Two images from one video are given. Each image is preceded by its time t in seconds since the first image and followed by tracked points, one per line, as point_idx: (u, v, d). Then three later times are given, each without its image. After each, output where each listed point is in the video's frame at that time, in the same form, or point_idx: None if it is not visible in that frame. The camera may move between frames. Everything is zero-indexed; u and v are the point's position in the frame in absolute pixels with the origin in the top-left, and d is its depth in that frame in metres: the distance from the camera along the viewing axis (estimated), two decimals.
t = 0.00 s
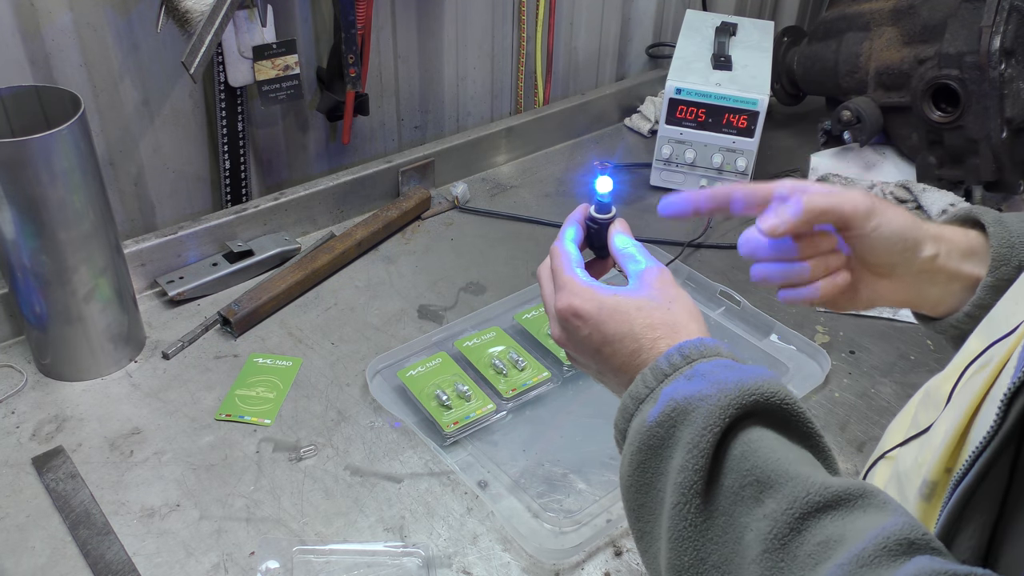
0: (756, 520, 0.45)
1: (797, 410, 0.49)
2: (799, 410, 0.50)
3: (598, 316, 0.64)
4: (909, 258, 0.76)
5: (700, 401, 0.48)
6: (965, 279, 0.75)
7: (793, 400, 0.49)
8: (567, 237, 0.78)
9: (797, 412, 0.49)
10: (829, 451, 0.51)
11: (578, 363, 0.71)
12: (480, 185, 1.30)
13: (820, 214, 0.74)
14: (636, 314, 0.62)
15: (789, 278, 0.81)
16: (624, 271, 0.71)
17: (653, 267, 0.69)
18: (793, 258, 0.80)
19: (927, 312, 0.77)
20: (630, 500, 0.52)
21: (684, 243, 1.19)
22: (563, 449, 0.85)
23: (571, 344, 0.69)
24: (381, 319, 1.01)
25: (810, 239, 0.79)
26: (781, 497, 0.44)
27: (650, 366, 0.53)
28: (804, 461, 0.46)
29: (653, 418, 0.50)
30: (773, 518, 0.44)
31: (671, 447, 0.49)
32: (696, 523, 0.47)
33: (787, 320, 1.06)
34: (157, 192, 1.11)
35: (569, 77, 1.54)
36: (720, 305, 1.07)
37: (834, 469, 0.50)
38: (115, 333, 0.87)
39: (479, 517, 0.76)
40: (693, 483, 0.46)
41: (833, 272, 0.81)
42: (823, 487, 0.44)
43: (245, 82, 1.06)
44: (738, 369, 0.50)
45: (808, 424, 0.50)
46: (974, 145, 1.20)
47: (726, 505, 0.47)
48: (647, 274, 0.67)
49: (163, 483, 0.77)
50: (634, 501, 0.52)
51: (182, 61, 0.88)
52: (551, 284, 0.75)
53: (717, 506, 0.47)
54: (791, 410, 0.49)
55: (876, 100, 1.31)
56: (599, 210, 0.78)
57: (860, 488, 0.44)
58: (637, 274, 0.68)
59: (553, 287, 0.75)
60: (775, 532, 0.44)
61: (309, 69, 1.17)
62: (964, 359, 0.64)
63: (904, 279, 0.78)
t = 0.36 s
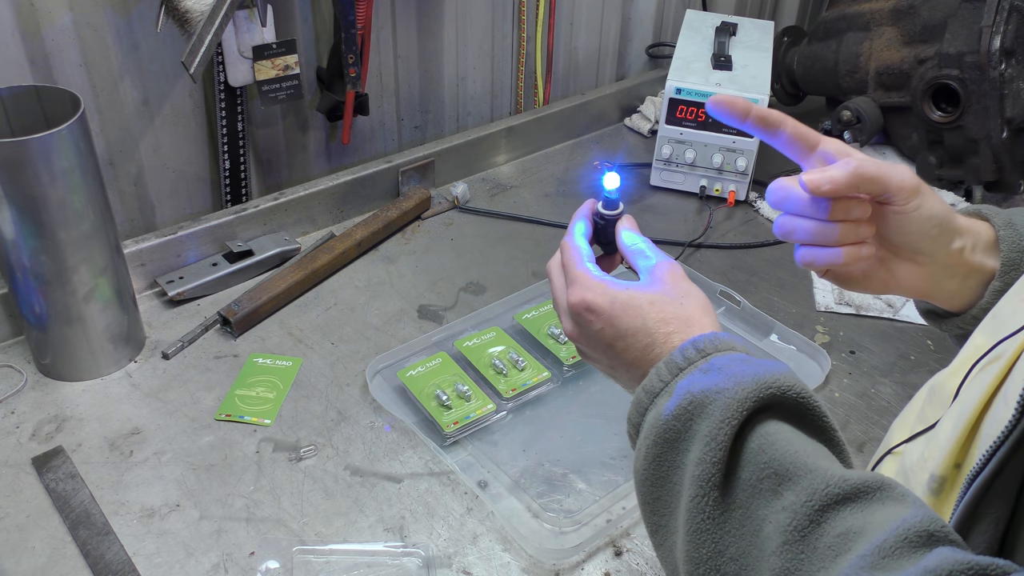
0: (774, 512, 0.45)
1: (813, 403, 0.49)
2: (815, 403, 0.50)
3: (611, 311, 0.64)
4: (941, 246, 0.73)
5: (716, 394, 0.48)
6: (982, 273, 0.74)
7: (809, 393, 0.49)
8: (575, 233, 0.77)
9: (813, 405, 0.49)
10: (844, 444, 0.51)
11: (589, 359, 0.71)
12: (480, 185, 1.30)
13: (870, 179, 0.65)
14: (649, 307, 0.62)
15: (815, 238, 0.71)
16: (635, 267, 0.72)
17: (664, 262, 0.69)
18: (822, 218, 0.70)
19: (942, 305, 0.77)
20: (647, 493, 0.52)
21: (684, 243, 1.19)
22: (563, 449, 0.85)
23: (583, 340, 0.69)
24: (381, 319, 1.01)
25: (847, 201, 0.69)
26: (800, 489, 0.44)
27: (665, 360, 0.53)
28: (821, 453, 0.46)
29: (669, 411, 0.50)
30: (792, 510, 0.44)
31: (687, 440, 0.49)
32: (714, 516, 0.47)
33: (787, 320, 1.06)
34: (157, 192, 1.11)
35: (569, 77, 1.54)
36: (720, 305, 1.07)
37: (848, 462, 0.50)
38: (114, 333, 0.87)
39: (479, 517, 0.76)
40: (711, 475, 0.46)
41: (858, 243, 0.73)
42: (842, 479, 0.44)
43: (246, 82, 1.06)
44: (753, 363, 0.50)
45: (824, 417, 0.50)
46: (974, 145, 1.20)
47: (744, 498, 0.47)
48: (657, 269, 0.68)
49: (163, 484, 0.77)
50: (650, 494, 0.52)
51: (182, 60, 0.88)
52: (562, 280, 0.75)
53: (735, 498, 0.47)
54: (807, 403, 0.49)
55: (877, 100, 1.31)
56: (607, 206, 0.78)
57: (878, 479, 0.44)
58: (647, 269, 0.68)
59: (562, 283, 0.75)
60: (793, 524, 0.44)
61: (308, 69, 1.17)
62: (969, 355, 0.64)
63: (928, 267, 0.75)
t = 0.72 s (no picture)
0: (782, 515, 0.45)
1: (819, 406, 0.50)
2: (821, 406, 0.50)
3: (615, 315, 0.64)
4: (931, 257, 0.76)
5: (723, 397, 0.48)
6: (980, 278, 0.75)
7: (815, 396, 0.49)
8: (578, 238, 0.77)
9: (819, 408, 0.50)
10: (850, 447, 0.51)
11: (593, 363, 0.71)
12: (480, 185, 1.30)
13: (847, 212, 0.72)
14: (654, 311, 0.62)
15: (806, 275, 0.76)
16: (637, 271, 0.71)
17: (665, 266, 0.69)
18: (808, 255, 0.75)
19: (941, 314, 0.79)
20: (654, 495, 0.52)
21: (685, 243, 1.19)
22: (563, 449, 0.85)
23: (587, 344, 0.69)
24: (381, 319, 1.01)
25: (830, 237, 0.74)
26: (808, 492, 0.44)
27: (671, 364, 0.53)
28: (828, 456, 0.46)
29: (676, 414, 0.50)
30: (800, 513, 0.44)
31: (695, 443, 0.49)
32: (721, 519, 0.47)
33: (787, 320, 1.06)
34: (157, 192, 1.11)
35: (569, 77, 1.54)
36: (720, 305, 1.07)
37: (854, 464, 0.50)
38: (114, 333, 0.87)
39: (479, 517, 0.76)
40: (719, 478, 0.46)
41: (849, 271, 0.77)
42: (849, 482, 0.44)
43: (246, 82, 1.06)
44: (759, 366, 0.50)
45: (829, 420, 0.50)
46: (975, 145, 1.20)
47: (752, 501, 0.47)
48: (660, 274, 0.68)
49: (163, 484, 0.77)
50: (658, 497, 0.52)
51: (182, 60, 0.88)
52: (564, 286, 0.75)
53: (743, 502, 0.47)
54: (813, 406, 0.49)
55: (877, 100, 1.31)
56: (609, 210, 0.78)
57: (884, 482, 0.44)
58: (650, 273, 0.68)
59: (564, 289, 0.75)
60: (801, 527, 0.44)
61: (308, 69, 1.17)
62: (975, 355, 0.64)
63: (923, 278, 0.77)
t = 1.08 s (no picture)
0: (774, 518, 0.45)
1: (814, 408, 0.49)
2: (816, 409, 0.49)
3: (611, 317, 0.64)
4: (936, 252, 0.76)
5: (717, 400, 0.48)
6: (987, 276, 0.74)
7: (810, 399, 0.49)
8: (576, 241, 0.77)
9: (814, 411, 0.49)
10: (845, 449, 0.51)
11: (590, 366, 0.71)
12: (480, 185, 1.30)
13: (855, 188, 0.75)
14: (650, 313, 0.63)
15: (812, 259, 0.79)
16: (636, 273, 0.71)
17: (664, 270, 0.69)
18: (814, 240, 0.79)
19: (949, 314, 0.76)
20: (649, 498, 0.52)
21: (685, 243, 1.19)
22: (563, 449, 0.85)
23: (584, 346, 0.69)
24: (381, 319, 1.01)
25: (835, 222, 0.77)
26: (799, 496, 0.44)
27: (667, 365, 0.53)
28: (822, 459, 0.46)
29: (670, 417, 0.50)
30: (792, 517, 0.44)
31: (688, 446, 0.49)
32: (714, 521, 0.47)
33: (787, 320, 1.06)
34: (157, 192, 1.11)
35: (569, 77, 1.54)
36: (720, 305, 1.07)
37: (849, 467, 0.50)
38: (115, 333, 0.87)
39: (479, 517, 0.76)
40: (711, 482, 0.46)
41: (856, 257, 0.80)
42: (841, 486, 0.44)
43: (245, 82, 1.06)
44: (754, 369, 0.50)
45: (825, 423, 0.50)
46: (975, 145, 1.20)
47: (745, 504, 0.47)
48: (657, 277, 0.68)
49: (163, 484, 0.77)
50: (652, 499, 0.52)
51: (182, 60, 0.88)
52: (562, 289, 0.75)
53: (735, 504, 0.47)
54: (808, 409, 0.49)
55: (876, 100, 1.31)
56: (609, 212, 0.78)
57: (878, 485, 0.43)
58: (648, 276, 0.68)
59: (562, 292, 0.75)
60: (793, 531, 0.44)
61: (308, 69, 1.17)
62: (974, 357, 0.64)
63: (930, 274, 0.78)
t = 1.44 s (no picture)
0: (756, 530, 0.45)
1: (806, 421, 0.49)
2: (808, 421, 0.49)
3: (611, 322, 0.64)
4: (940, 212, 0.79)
5: (706, 410, 0.48)
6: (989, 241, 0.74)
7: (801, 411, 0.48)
8: (582, 245, 0.77)
9: (805, 423, 0.49)
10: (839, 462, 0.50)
11: (590, 369, 0.71)
12: (480, 185, 1.30)
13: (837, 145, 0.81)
14: (649, 319, 0.63)
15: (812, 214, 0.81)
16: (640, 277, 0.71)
17: (667, 275, 0.68)
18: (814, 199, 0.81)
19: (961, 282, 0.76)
20: (639, 504, 0.52)
21: (685, 243, 1.19)
22: (563, 449, 0.85)
23: (584, 350, 0.69)
24: (381, 319, 1.01)
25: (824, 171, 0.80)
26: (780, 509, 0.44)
27: (662, 372, 0.53)
28: (808, 472, 0.46)
29: (659, 425, 0.50)
30: (772, 530, 0.44)
31: (676, 454, 0.49)
32: (698, 531, 0.47)
33: (787, 320, 1.06)
34: (156, 192, 1.11)
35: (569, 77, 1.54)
36: (720, 305, 1.07)
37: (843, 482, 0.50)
38: (115, 333, 0.87)
39: (479, 517, 0.76)
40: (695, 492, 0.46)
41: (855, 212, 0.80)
42: (823, 501, 0.43)
43: (245, 82, 1.06)
44: (747, 379, 0.50)
45: (816, 435, 0.49)
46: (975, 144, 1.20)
47: (729, 515, 0.47)
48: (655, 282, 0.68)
49: (163, 484, 0.77)
50: (642, 506, 0.52)
51: (182, 60, 0.88)
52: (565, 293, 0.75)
53: (720, 515, 0.47)
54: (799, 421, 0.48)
55: (876, 100, 1.31)
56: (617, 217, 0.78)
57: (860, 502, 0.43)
58: (651, 281, 0.68)
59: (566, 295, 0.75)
60: (772, 544, 0.44)
61: (308, 69, 1.17)
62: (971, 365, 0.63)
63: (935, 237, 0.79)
